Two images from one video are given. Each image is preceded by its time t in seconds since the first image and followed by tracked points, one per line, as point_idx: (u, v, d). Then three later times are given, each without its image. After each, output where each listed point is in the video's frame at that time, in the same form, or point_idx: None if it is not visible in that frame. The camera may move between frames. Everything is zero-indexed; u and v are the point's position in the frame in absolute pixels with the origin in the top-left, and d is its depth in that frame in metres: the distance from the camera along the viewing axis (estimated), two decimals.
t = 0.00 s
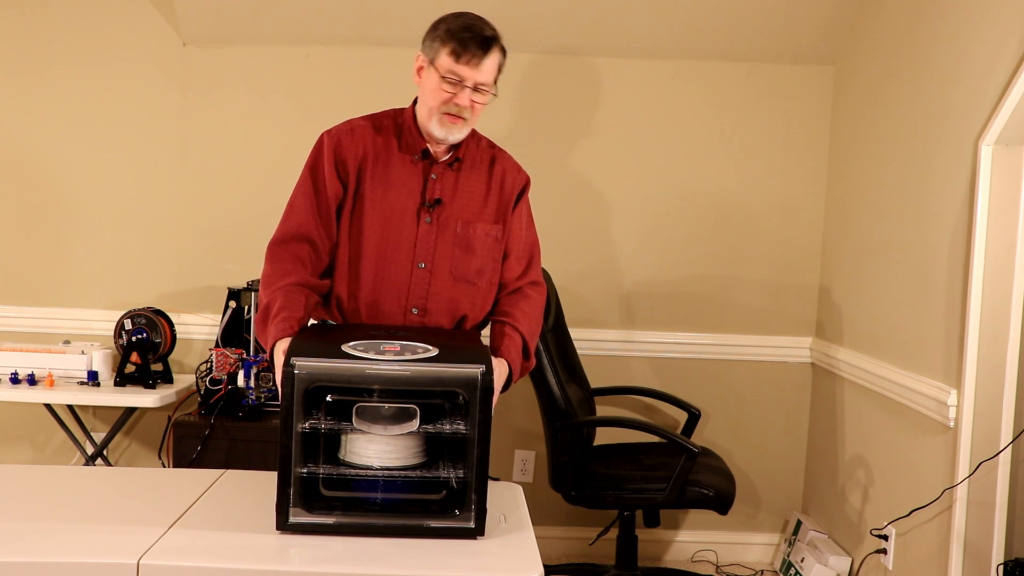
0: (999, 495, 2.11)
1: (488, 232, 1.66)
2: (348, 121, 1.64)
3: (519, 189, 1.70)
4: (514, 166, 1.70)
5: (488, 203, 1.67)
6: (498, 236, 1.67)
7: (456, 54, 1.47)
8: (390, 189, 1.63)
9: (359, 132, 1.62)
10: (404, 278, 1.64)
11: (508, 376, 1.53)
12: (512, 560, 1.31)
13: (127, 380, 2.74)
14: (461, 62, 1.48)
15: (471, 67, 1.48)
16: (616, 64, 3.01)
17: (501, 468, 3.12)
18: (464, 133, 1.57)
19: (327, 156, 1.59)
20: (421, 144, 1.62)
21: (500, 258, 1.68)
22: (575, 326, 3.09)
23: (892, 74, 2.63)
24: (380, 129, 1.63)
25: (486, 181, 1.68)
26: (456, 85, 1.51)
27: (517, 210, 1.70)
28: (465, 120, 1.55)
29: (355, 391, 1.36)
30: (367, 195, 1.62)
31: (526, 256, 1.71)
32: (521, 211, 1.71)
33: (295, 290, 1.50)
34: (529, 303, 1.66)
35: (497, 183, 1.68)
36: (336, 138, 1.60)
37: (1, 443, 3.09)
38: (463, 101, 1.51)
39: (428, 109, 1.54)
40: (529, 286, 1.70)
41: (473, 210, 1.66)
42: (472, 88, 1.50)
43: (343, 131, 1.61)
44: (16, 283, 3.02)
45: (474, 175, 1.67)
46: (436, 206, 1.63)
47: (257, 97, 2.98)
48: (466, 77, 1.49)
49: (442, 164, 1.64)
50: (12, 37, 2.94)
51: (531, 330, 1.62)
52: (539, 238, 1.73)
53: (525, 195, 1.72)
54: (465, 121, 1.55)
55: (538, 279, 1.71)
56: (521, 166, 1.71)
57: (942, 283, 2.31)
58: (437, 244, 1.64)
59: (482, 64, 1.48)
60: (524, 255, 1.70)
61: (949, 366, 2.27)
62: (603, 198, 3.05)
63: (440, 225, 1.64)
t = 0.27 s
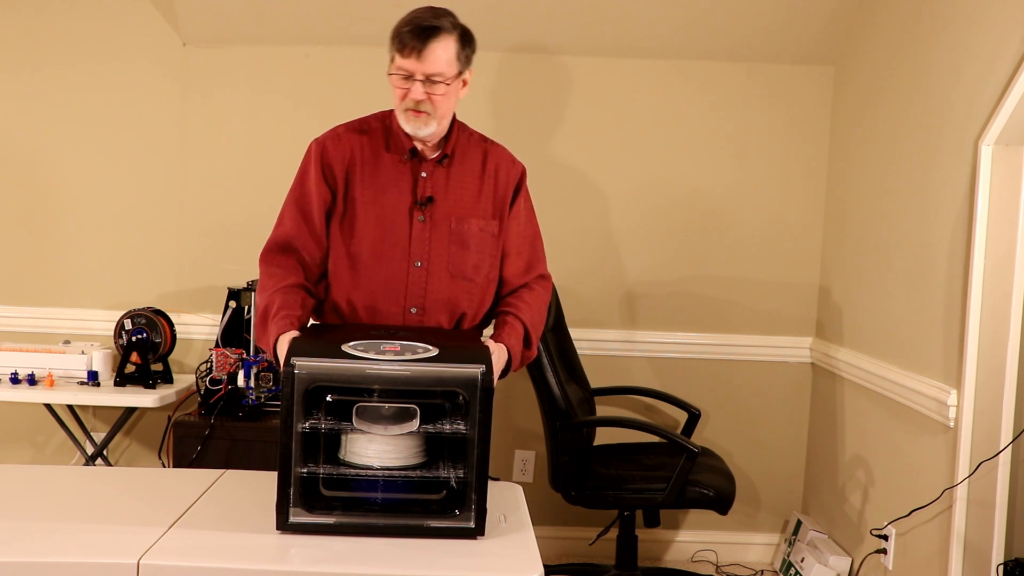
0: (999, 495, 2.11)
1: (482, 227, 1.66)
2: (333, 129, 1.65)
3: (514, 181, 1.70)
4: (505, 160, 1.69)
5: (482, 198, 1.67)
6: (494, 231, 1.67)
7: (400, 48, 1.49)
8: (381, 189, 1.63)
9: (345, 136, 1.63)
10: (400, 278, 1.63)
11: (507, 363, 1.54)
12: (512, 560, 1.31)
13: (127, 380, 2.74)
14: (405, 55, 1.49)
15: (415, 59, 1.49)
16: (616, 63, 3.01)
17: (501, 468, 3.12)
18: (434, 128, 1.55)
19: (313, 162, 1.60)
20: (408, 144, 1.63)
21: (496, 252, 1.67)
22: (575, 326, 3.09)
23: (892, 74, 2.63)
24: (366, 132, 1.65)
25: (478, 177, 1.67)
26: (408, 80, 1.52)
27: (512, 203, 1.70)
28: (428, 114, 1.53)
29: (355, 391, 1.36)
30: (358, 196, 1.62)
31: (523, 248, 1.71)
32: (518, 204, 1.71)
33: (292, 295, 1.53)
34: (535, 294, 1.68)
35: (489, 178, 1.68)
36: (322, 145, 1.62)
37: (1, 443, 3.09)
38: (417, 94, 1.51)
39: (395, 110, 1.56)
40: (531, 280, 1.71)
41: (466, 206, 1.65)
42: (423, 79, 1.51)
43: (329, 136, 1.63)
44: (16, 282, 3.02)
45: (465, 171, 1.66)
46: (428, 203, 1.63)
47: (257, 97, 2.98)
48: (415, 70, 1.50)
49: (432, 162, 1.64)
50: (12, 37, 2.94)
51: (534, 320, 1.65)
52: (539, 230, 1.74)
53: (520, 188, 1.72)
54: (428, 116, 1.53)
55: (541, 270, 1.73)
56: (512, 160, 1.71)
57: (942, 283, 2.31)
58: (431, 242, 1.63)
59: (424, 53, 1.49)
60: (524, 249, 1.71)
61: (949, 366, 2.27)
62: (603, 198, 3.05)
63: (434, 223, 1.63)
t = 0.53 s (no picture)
0: (1000, 495, 2.11)
1: (474, 224, 1.66)
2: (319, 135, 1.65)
3: (505, 175, 1.69)
4: (494, 155, 1.69)
5: (472, 195, 1.67)
6: (486, 226, 1.67)
7: (368, 58, 1.51)
8: (370, 190, 1.63)
9: (331, 141, 1.64)
10: (394, 278, 1.63)
11: (506, 363, 1.53)
12: (512, 560, 1.31)
13: (127, 380, 2.74)
14: (374, 64, 1.51)
15: (383, 66, 1.50)
16: (616, 64, 3.01)
17: (501, 468, 3.12)
18: (415, 131, 1.55)
19: (299, 170, 1.61)
20: (395, 144, 1.63)
21: (489, 247, 1.67)
22: (575, 326, 3.09)
23: (892, 74, 2.63)
24: (353, 136, 1.65)
25: (467, 173, 1.68)
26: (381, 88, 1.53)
27: (504, 197, 1.69)
28: (406, 118, 1.54)
29: (354, 391, 1.36)
30: (347, 199, 1.62)
31: (519, 241, 1.69)
32: (512, 197, 1.70)
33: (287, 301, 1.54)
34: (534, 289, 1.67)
35: (479, 173, 1.68)
36: (307, 152, 1.62)
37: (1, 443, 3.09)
38: (391, 100, 1.52)
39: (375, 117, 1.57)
40: (529, 274, 1.69)
41: (457, 202, 1.66)
42: (395, 85, 1.51)
43: (315, 143, 1.63)
44: (16, 282, 3.02)
45: (454, 168, 1.67)
46: (418, 201, 1.63)
47: (257, 97, 2.98)
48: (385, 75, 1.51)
49: (420, 161, 1.64)
50: (11, 37, 2.94)
51: (533, 317, 1.63)
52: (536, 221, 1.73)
53: (512, 181, 1.71)
54: (407, 120, 1.54)
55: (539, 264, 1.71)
56: (503, 154, 1.70)
57: (942, 283, 2.31)
58: (423, 241, 1.63)
59: (391, 60, 1.50)
60: (522, 243, 1.69)
61: (949, 366, 2.27)
62: (603, 198, 3.05)
63: (425, 221, 1.64)
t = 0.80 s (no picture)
0: (1000, 495, 2.11)
1: (468, 222, 1.65)
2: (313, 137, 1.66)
3: (499, 173, 1.69)
4: (488, 153, 1.69)
5: (465, 193, 1.66)
6: (480, 225, 1.66)
7: (368, 54, 1.51)
8: (364, 190, 1.63)
9: (324, 142, 1.64)
10: (389, 278, 1.63)
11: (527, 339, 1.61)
12: (513, 560, 1.31)
13: (127, 380, 2.74)
14: (375, 60, 1.51)
15: (385, 62, 1.50)
16: (616, 63, 3.01)
17: (501, 468, 3.12)
18: (416, 127, 1.56)
19: (292, 172, 1.61)
20: (388, 144, 1.63)
21: (485, 246, 1.66)
22: (575, 326, 3.09)
23: (892, 74, 2.63)
24: (346, 136, 1.65)
25: (461, 172, 1.67)
26: (381, 84, 1.53)
27: (498, 195, 1.69)
28: (407, 113, 1.54)
29: (354, 391, 1.36)
30: (341, 200, 1.62)
31: (513, 238, 1.68)
32: (506, 195, 1.70)
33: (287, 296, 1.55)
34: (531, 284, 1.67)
35: (472, 171, 1.67)
36: (301, 154, 1.62)
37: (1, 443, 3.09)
38: (393, 96, 1.52)
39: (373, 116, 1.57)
40: (526, 271, 1.69)
41: (450, 202, 1.66)
42: (397, 81, 1.52)
43: (307, 145, 1.63)
44: (17, 282, 3.02)
45: (447, 167, 1.67)
46: (412, 201, 1.63)
47: (257, 97, 2.98)
48: (386, 72, 1.52)
49: (413, 161, 1.65)
50: (11, 37, 2.94)
51: (534, 314, 1.63)
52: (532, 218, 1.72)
53: (507, 178, 1.70)
54: (408, 116, 1.54)
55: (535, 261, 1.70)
56: (497, 152, 1.69)
57: (942, 283, 2.31)
58: (417, 241, 1.63)
59: (393, 55, 1.50)
60: (519, 241, 1.68)
61: (948, 366, 2.27)
62: (602, 198, 3.05)
63: (419, 221, 1.63)
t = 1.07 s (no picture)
0: (999, 495, 2.11)
1: (465, 221, 1.65)
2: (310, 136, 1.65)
3: (496, 172, 1.68)
4: (484, 152, 1.68)
5: (463, 192, 1.66)
6: (478, 224, 1.66)
7: (369, 51, 1.51)
8: (361, 190, 1.63)
9: (320, 141, 1.64)
10: (388, 277, 1.63)
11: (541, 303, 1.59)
12: (513, 561, 1.31)
13: (127, 380, 2.74)
14: (376, 57, 1.51)
15: (387, 59, 1.51)
16: (616, 64, 3.01)
17: (501, 468, 3.12)
18: (415, 126, 1.56)
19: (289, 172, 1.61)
20: (385, 144, 1.63)
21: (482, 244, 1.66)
22: (575, 326, 3.09)
23: (892, 74, 2.63)
24: (344, 135, 1.65)
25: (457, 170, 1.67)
26: (382, 82, 1.53)
27: (495, 192, 1.68)
28: (407, 112, 1.54)
29: (354, 391, 1.36)
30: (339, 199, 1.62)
31: (511, 235, 1.68)
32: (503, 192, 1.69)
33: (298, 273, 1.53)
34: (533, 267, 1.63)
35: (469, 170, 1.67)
36: (297, 153, 1.62)
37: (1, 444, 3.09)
38: (394, 94, 1.53)
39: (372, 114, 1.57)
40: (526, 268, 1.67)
41: (447, 201, 1.65)
42: (397, 79, 1.52)
43: (304, 144, 1.63)
44: (17, 283, 3.02)
45: (444, 166, 1.66)
46: (409, 201, 1.63)
47: (257, 97, 2.98)
48: (387, 70, 1.52)
49: (410, 160, 1.64)
50: (11, 37, 2.94)
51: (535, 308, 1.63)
52: (531, 213, 1.70)
53: (504, 175, 1.69)
54: (408, 115, 1.54)
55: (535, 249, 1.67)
56: (492, 150, 1.69)
57: (942, 283, 2.31)
58: (415, 240, 1.63)
59: (394, 52, 1.50)
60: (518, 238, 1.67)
61: (948, 366, 2.27)
62: (602, 198, 3.05)
63: (416, 220, 1.63)
